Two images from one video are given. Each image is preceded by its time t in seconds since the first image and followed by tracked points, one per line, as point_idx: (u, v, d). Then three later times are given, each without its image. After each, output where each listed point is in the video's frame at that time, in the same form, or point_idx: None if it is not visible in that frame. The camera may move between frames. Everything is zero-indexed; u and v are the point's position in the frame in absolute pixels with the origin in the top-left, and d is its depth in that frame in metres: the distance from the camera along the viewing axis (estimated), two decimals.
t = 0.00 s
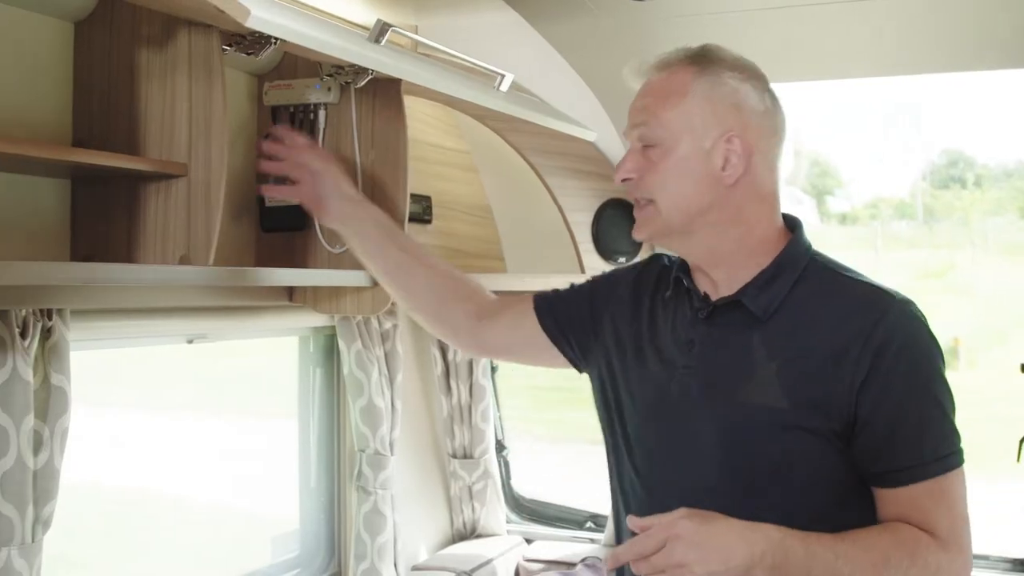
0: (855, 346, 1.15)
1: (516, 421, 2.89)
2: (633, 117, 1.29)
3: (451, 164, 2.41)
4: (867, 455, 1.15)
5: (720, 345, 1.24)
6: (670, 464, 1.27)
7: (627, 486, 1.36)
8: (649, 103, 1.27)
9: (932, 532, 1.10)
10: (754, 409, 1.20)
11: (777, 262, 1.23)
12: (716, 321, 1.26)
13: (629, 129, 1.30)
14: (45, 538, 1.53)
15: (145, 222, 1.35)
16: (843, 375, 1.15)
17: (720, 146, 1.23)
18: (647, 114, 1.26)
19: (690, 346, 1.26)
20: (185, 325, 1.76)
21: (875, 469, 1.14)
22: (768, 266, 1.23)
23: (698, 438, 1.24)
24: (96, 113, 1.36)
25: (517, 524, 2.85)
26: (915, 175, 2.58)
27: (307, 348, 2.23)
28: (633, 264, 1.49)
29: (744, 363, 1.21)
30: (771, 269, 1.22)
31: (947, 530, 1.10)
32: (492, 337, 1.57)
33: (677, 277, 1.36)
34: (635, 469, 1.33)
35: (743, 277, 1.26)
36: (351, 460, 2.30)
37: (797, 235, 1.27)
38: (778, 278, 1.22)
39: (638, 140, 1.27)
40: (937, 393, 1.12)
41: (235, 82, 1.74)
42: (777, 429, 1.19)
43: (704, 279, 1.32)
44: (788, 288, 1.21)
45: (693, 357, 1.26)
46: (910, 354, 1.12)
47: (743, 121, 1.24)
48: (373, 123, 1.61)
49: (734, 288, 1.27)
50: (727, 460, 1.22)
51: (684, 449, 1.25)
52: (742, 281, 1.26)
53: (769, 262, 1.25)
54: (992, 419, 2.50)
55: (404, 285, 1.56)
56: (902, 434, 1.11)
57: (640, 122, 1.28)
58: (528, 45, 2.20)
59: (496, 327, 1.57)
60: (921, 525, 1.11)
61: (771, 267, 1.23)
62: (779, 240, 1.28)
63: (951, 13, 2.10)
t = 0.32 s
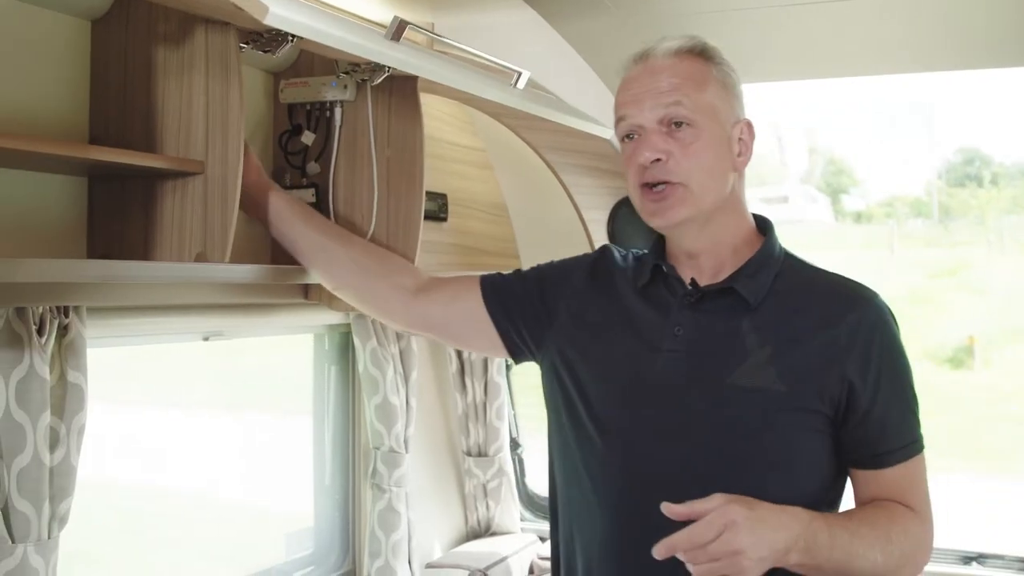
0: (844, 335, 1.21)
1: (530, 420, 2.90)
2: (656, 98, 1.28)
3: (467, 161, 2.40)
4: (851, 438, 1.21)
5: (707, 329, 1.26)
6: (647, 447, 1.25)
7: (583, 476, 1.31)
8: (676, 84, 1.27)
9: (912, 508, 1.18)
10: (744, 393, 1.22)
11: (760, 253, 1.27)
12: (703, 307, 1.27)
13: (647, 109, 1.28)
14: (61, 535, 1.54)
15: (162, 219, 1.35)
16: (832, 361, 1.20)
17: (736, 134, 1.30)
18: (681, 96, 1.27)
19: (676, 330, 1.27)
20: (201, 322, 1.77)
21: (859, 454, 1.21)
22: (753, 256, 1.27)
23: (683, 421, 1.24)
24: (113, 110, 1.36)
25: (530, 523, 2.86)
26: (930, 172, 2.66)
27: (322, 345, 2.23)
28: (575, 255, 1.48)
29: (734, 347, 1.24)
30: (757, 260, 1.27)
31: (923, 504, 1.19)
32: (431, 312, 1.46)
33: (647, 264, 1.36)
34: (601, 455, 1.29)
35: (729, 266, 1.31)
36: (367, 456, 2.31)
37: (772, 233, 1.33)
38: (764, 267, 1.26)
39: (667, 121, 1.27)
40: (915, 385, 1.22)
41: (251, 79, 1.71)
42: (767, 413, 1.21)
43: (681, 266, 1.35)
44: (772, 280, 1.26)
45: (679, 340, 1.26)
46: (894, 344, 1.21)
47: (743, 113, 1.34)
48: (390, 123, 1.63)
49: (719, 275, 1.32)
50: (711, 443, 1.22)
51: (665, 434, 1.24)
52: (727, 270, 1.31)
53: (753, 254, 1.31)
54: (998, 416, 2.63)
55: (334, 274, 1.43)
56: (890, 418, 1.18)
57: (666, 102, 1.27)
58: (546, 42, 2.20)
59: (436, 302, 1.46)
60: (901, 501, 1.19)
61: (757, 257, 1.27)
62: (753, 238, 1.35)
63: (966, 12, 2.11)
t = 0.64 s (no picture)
0: (819, 331, 1.21)
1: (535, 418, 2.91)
2: (631, 98, 1.28)
3: (473, 160, 2.40)
4: (824, 435, 1.21)
5: (681, 326, 1.26)
6: (621, 443, 1.26)
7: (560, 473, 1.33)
8: (651, 85, 1.27)
9: (887, 504, 1.18)
10: (717, 390, 1.22)
11: (734, 252, 1.28)
12: (678, 303, 1.28)
13: (623, 109, 1.28)
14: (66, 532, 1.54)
15: (168, 217, 1.35)
16: (806, 359, 1.20)
17: (710, 135, 1.31)
18: (656, 97, 1.27)
19: (651, 326, 1.28)
20: (206, 320, 1.77)
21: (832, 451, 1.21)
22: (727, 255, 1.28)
23: (657, 417, 1.24)
24: (119, 107, 1.36)
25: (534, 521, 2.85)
26: (934, 171, 2.65)
27: (327, 343, 2.23)
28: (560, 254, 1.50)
29: (708, 343, 1.24)
30: (731, 257, 1.27)
31: (896, 499, 1.19)
32: (418, 319, 1.47)
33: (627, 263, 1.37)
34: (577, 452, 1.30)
35: (703, 265, 1.33)
36: (371, 455, 2.31)
37: (746, 232, 1.34)
38: (738, 265, 1.27)
39: (643, 122, 1.27)
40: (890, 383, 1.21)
41: (257, 77, 1.71)
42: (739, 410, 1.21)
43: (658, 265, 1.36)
44: (746, 277, 1.27)
45: (653, 337, 1.27)
46: (868, 341, 1.20)
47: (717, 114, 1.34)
48: (395, 120, 1.62)
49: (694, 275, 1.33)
50: (683, 440, 1.23)
51: (639, 429, 1.25)
52: (702, 269, 1.33)
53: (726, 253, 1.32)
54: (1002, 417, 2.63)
55: (315, 273, 1.42)
56: (863, 416, 1.18)
57: (641, 103, 1.27)
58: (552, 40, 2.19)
59: (423, 309, 1.47)
60: (877, 498, 1.18)
61: (731, 255, 1.28)
62: (727, 236, 1.36)
63: (965, 12, 2.07)
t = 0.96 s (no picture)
0: (805, 330, 1.20)
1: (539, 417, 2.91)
2: (626, 102, 1.27)
3: (478, 159, 2.40)
4: (814, 434, 1.20)
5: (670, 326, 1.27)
6: (612, 443, 1.28)
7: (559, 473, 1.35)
8: (646, 88, 1.27)
9: (878, 504, 1.15)
10: (705, 390, 1.23)
11: (725, 251, 1.28)
12: (667, 304, 1.29)
13: (619, 113, 1.28)
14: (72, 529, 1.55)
15: (174, 217, 1.35)
16: (793, 358, 1.20)
17: (706, 135, 1.31)
18: (651, 100, 1.27)
19: (640, 327, 1.29)
20: (211, 318, 1.78)
21: (824, 451, 1.20)
22: (719, 253, 1.28)
23: (646, 418, 1.26)
24: (126, 106, 1.36)
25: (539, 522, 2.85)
26: (938, 172, 2.62)
27: (332, 343, 2.23)
28: (562, 252, 1.51)
29: (695, 344, 1.25)
30: (722, 256, 1.27)
31: (889, 500, 1.16)
32: (427, 304, 1.48)
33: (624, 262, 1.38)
34: (572, 451, 1.33)
35: (699, 263, 1.33)
36: (377, 455, 2.32)
37: (741, 229, 1.34)
38: (729, 264, 1.27)
39: (639, 125, 1.27)
40: (882, 382, 1.19)
41: (262, 77, 1.71)
42: (727, 410, 1.22)
43: (653, 264, 1.37)
44: (736, 276, 1.27)
45: (643, 338, 1.28)
46: (856, 339, 1.19)
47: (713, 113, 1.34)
48: (401, 119, 1.64)
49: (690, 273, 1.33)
50: (671, 440, 1.24)
51: (629, 431, 1.27)
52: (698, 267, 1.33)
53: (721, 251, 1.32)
54: (1002, 417, 2.64)
55: (342, 260, 1.45)
56: (852, 415, 1.17)
57: (638, 106, 1.27)
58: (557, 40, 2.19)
59: (433, 294, 1.49)
60: (868, 497, 1.16)
61: (722, 254, 1.28)
62: (723, 235, 1.35)
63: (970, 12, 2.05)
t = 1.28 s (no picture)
0: (816, 334, 1.20)
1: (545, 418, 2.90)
2: (628, 105, 1.27)
3: (484, 161, 2.40)
4: (825, 438, 1.20)
5: (678, 329, 1.27)
6: (621, 446, 1.28)
7: (567, 475, 1.35)
8: (648, 91, 1.27)
9: (893, 508, 1.16)
10: (715, 395, 1.22)
11: (733, 253, 1.28)
12: (675, 306, 1.28)
13: (621, 116, 1.28)
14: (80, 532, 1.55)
15: (181, 220, 1.35)
16: (804, 363, 1.20)
17: (709, 136, 1.30)
18: (653, 103, 1.26)
19: (648, 330, 1.28)
20: (220, 320, 1.78)
21: (836, 456, 1.19)
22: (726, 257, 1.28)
23: (655, 421, 1.25)
24: (132, 108, 1.37)
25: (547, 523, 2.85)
26: (944, 171, 2.61)
27: (339, 344, 2.23)
28: (568, 252, 1.51)
29: (704, 347, 1.24)
30: (729, 258, 1.27)
31: (904, 503, 1.16)
32: (433, 298, 1.48)
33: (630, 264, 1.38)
34: (580, 453, 1.32)
35: (706, 264, 1.32)
36: (384, 457, 2.31)
37: (748, 230, 1.33)
38: (737, 267, 1.27)
39: (642, 128, 1.27)
40: (894, 386, 1.19)
41: (269, 80, 1.72)
42: (737, 415, 1.21)
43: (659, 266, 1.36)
44: (744, 279, 1.26)
45: (651, 341, 1.28)
46: (867, 343, 1.18)
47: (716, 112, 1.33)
48: (407, 121, 1.64)
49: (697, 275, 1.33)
50: (681, 444, 1.23)
51: (638, 434, 1.26)
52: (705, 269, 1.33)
53: (727, 252, 1.32)
54: (1009, 416, 2.63)
55: (350, 267, 1.45)
56: (865, 421, 1.16)
57: (639, 110, 1.27)
58: (562, 41, 2.19)
59: (438, 289, 1.48)
60: (881, 501, 1.16)
61: (729, 256, 1.27)
62: (729, 235, 1.35)
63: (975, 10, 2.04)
